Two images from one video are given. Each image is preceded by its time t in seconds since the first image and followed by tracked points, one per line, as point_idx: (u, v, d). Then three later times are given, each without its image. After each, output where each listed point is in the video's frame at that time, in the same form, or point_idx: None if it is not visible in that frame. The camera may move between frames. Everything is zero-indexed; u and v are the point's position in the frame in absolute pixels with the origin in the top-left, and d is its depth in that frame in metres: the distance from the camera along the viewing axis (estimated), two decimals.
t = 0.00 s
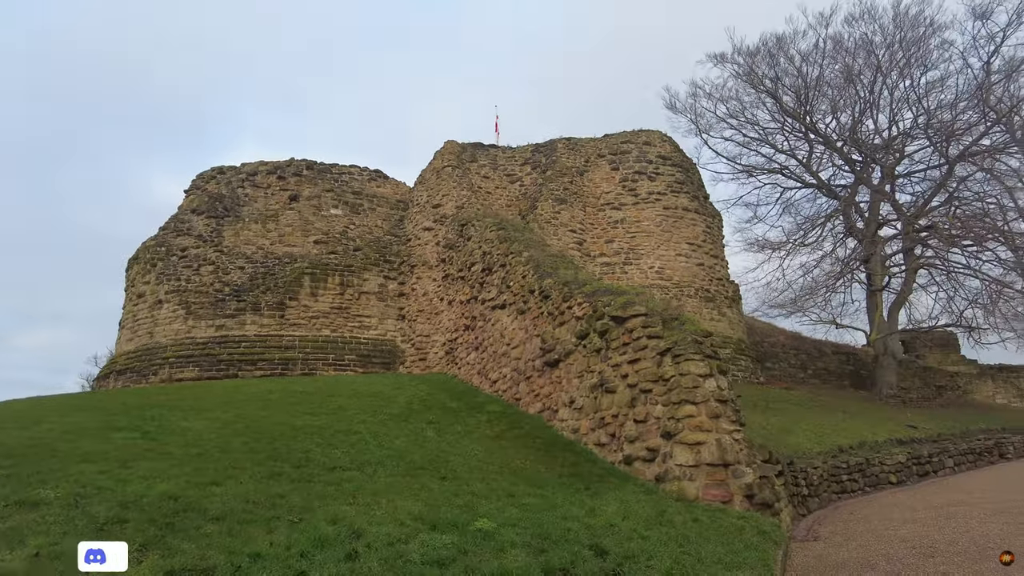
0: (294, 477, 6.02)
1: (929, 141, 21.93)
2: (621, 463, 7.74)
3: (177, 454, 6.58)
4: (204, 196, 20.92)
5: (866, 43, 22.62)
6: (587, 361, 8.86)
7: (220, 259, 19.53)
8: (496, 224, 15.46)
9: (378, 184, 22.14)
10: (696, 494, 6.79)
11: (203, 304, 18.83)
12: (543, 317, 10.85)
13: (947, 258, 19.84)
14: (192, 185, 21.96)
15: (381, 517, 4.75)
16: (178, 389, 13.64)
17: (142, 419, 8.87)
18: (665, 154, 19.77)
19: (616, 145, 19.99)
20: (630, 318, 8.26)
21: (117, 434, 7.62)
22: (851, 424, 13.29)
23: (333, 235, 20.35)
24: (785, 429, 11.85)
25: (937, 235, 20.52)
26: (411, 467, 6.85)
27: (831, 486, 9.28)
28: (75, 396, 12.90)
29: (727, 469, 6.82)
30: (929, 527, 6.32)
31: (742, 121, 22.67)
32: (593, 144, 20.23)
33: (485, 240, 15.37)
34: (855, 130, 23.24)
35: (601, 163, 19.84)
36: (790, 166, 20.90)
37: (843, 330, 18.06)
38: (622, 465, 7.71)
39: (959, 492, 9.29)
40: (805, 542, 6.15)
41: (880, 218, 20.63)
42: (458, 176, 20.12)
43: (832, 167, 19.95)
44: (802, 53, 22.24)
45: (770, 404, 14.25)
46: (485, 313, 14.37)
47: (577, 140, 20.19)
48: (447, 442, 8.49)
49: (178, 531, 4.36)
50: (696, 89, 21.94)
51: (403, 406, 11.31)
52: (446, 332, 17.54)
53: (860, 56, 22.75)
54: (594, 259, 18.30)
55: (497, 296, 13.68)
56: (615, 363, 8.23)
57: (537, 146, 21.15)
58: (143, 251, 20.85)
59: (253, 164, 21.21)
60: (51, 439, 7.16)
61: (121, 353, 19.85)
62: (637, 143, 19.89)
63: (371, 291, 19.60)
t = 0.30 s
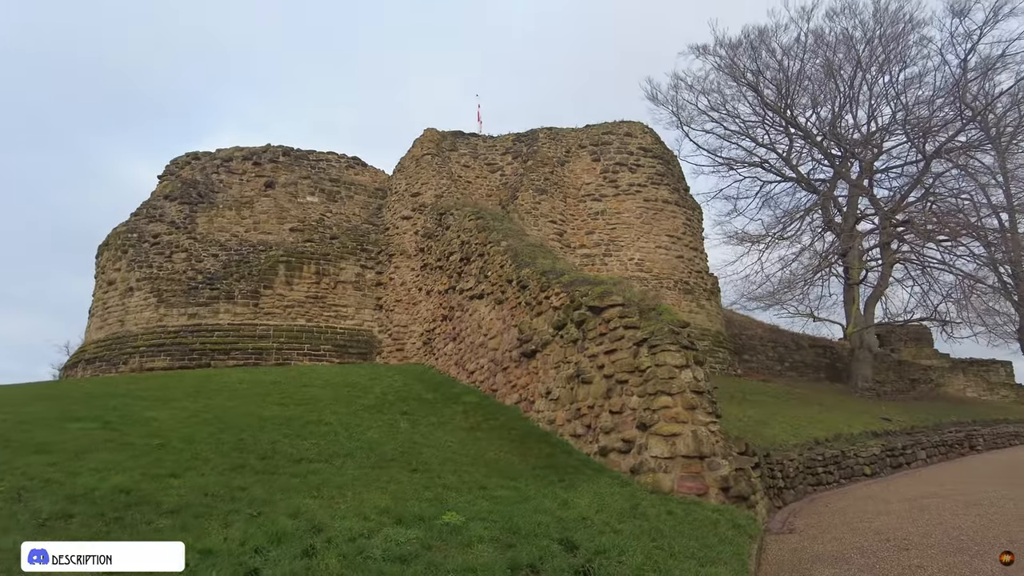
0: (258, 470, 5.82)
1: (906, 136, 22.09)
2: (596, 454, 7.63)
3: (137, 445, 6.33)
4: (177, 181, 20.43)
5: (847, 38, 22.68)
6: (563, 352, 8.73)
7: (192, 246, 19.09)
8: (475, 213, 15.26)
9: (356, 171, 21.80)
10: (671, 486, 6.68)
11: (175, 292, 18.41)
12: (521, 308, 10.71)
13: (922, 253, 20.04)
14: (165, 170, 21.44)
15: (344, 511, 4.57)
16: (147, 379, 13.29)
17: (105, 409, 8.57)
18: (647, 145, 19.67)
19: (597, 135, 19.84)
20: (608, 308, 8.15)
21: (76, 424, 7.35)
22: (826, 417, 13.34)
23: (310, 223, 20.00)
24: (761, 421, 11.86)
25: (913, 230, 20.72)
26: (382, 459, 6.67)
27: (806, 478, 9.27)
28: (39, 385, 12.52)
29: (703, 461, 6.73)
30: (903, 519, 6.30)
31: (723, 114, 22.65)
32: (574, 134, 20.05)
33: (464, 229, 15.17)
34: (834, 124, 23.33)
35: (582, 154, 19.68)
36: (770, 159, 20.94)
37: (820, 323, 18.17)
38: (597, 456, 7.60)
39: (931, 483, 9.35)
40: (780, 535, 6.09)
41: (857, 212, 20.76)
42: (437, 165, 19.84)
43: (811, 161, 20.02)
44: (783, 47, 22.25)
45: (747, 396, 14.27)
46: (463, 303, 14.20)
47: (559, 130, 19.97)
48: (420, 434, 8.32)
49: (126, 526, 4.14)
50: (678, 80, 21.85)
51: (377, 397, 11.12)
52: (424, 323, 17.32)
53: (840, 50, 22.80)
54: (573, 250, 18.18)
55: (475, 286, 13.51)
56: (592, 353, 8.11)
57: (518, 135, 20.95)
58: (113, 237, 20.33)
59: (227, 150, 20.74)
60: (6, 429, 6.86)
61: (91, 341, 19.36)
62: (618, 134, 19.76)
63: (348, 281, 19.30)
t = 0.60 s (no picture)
0: (234, 460, 5.67)
1: (895, 127, 22.07)
2: (581, 444, 7.52)
3: (109, 435, 6.14)
4: (159, 167, 20.06)
5: (837, 27, 22.56)
6: (550, 341, 8.61)
7: (175, 233, 18.78)
8: (462, 200, 15.07)
9: (342, 158, 21.52)
10: (656, 477, 6.58)
11: (157, 279, 18.11)
12: (508, 296, 10.59)
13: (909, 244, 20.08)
14: (148, 155, 21.06)
15: (320, 504, 4.44)
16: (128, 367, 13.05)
17: (80, 397, 8.37)
18: (636, 134, 19.53)
19: (586, 123, 19.65)
20: (594, 296, 8.02)
21: (48, 414, 7.14)
22: (813, 407, 13.34)
23: (295, 210, 19.71)
24: (748, 410, 11.84)
25: (900, 221, 20.74)
26: (363, 449, 6.53)
27: (793, 468, 9.23)
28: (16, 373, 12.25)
29: (689, 451, 6.64)
30: (890, 510, 6.25)
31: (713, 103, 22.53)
32: (563, 122, 19.84)
33: (451, 216, 14.98)
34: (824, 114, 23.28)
35: (571, 142, 19.49)
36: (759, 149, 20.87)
37: (807, 313, 18.18)
38: (582, 446, 7.49)
39: (916, 473, 9.35)
40: (766, 526, 6.02)
41: (846, 203, 20.76)
42: (425, 151, 19.59)
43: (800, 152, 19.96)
44: (773, 36, 22.12)
45: (734, 386, 14.25)
46: (449, 291, 14.04)
47: (548, 118, 19.75)
48: (403, 423, 8.18)
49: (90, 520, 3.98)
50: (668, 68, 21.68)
51: (361, 386, 10.98)
52: (411, 312, 17.14)
53: (830, 40, 22.69)
54: (562, 239, 18.04)
55: (461, 274, 13.36)
56: (578, 342, 8.00)
57: (507, 123, 20.74)
58: (95, 223, 19.96)
59: (211, 135, 20.38)
60: None
61: (72, 329, 19.05)
62: (607, 122, 19.58)
63: (334, 269, 19.06)
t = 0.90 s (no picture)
0: (214, 452, 5.49)
1: (891, 119, 21.94)
2: (573, 436, 7.37)
3: (85, 425, 5.95)
4: (147, 155, 19.74)
5: (834, 18, 22.36)
6: (542, 331, 8.45)
7: (164, 222, 18.50)
8: (455, 189, 14.85)
9: (334, 147, 21.26)
10: (649, 469, 6.43)
11: (145, 268, 17.83)
12: (500, 286, 10.42)
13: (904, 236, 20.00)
14: (137, 144, 20.74)
15: (299, 497, 4.27)
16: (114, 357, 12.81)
17: (60, 387, 8.15)
18: (631, 124, 19.34)
19: (581, 113, 19.43)
20: (587, 286, 7.84)
21: (24, 404, 6.93)
22: (808, 399, 13.23)
23: (285, 199, 19.45)
24: (742, 403, 11.72)
25: (895, 213, 20.64)
26: (348, 440, 6.35)
27: (787, 461, 9.12)
28: None
29: (683, 444, 6.49)
30: (886, 504, 6.12)
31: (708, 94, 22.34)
32: (557, 111, 19.61)
33: (443, 206, 14.78)
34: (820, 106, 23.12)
35: (565, 132, 19.27)
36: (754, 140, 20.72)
37: (801, 306, 18.09)
38: (574, 438, 7.34)
39: (911, 466, 9.26)
40: (761, 520, 5.89)
41: (841, 195, 20.64)
42: (417, 141, 19.34)
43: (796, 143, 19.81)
44: (770, 26, 21.91)
45: (728, 378, 14.14)
46: (441, 282, 13.85)
47: (542, 107, 19.50)
48: (391, 414, 8.01)
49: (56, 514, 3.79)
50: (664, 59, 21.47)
51: (351, 377, 10.80)
52: (402, 303, 16.94)
53: (827, 30, 22.50)
54: (556, 230, 17.85)
55: (453, 265, 13.16)
56: (570, 332, 7.83)
57: (501, 112, 20.52)
58: (82, 212, 19.64)
59: (201, 123, 20.07)
60: None
61: (58, 319, 18.77)
62: (602, 113, 19.37)
63: (325, 259, 18.83)
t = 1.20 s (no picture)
0: (187, 451, 5.26)
1: (887, 115, 21.78)
2: (564, 434, 7.16)
3: (54, 423, 5.70)
4: (135, 147, 19.41)
5: (830, 12, 22.16)
6: (533, 326, 8.24)
7: (151, 215, 18.18)
8: (446, 183, 14.62)
9: (325, 140, 20.98)
10: (641, 469, 6.21)
11: (132, 262, 17.52)
12: (490, 281, 10.20)
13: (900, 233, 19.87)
14: (125, 136, 20.40)
15: (272, 500, 4.06)
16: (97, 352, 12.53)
17: (35, 383, 7.89)
18: (626, 119, 19.12)
19: (575, 107, 19.20)
20: (578, 279, 7.63)
21: None
22: (803, 396, 13.08)
23: (275, 192, 19.17)
24: (737, 400, 11.55)
25: (890, 210, 20.50)
26: (329, 439, 6.14)
27: (782, 460, 8.95)
28: None
29: (676, 442, 6.28)
30: (885, 504, 5.95)
31: (704, 88, 22.13)
32: (551, 105, 19.38)
33: (434, 199, 14.54)
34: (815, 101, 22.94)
35: (559, 126, 19.04)
36: (750, 135, 20.54)
37: (796, 302, 17.95)
38: (564, 436, 7.13)
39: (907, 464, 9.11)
40: (756, 521, 5.72)
41: (836, 191, 20.50)
42: (409, 133, 19.06)
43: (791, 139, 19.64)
44: (766, 20, 21.70)
45: (722, 374, 13.98)
46: (432, 276, 13.62)
47: (536, 101, 19.25)
48: (377, 411, 7.79)
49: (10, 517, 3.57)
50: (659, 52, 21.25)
51: (338, 373, 10.57)
52: (393, 298, 16.70)
53: (823, 24, 22.29)
54: (549, 225, 17.63)
55: (444, 259, 12.94)
56: (562, 327, 7.63)
57: (494, 106, 20.29)
58: (68, 205, 19.31)
59: (190, 115, 19.75)
60: None
61: (43, 314, 18.45)
62: (597, 107, 19.14)
63: (315, 253, 18.56)
